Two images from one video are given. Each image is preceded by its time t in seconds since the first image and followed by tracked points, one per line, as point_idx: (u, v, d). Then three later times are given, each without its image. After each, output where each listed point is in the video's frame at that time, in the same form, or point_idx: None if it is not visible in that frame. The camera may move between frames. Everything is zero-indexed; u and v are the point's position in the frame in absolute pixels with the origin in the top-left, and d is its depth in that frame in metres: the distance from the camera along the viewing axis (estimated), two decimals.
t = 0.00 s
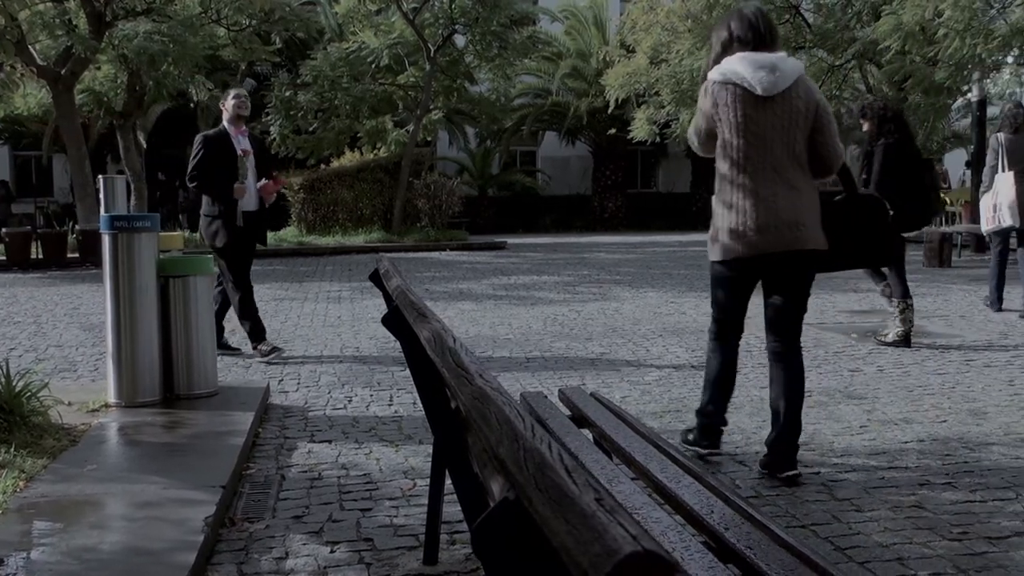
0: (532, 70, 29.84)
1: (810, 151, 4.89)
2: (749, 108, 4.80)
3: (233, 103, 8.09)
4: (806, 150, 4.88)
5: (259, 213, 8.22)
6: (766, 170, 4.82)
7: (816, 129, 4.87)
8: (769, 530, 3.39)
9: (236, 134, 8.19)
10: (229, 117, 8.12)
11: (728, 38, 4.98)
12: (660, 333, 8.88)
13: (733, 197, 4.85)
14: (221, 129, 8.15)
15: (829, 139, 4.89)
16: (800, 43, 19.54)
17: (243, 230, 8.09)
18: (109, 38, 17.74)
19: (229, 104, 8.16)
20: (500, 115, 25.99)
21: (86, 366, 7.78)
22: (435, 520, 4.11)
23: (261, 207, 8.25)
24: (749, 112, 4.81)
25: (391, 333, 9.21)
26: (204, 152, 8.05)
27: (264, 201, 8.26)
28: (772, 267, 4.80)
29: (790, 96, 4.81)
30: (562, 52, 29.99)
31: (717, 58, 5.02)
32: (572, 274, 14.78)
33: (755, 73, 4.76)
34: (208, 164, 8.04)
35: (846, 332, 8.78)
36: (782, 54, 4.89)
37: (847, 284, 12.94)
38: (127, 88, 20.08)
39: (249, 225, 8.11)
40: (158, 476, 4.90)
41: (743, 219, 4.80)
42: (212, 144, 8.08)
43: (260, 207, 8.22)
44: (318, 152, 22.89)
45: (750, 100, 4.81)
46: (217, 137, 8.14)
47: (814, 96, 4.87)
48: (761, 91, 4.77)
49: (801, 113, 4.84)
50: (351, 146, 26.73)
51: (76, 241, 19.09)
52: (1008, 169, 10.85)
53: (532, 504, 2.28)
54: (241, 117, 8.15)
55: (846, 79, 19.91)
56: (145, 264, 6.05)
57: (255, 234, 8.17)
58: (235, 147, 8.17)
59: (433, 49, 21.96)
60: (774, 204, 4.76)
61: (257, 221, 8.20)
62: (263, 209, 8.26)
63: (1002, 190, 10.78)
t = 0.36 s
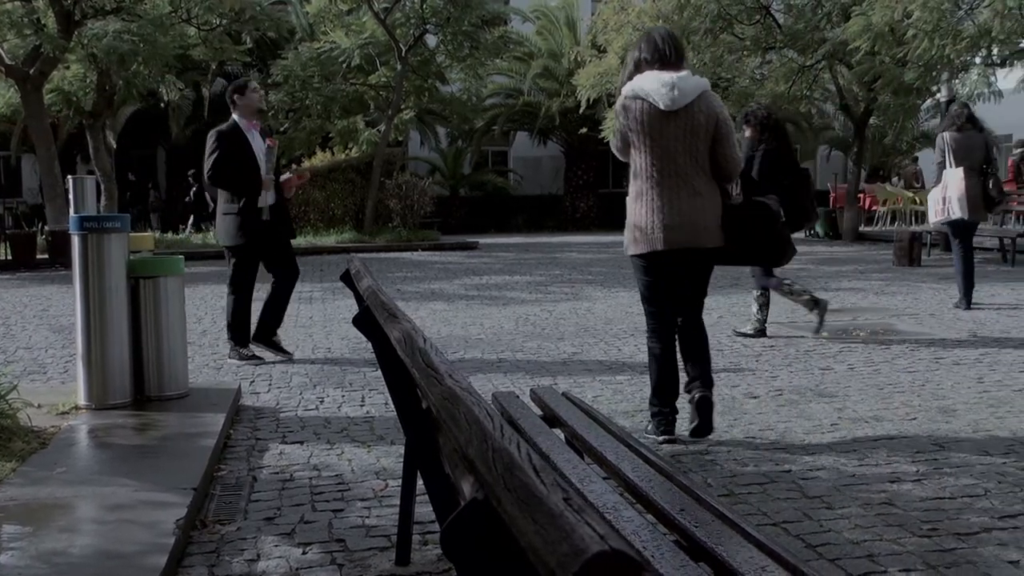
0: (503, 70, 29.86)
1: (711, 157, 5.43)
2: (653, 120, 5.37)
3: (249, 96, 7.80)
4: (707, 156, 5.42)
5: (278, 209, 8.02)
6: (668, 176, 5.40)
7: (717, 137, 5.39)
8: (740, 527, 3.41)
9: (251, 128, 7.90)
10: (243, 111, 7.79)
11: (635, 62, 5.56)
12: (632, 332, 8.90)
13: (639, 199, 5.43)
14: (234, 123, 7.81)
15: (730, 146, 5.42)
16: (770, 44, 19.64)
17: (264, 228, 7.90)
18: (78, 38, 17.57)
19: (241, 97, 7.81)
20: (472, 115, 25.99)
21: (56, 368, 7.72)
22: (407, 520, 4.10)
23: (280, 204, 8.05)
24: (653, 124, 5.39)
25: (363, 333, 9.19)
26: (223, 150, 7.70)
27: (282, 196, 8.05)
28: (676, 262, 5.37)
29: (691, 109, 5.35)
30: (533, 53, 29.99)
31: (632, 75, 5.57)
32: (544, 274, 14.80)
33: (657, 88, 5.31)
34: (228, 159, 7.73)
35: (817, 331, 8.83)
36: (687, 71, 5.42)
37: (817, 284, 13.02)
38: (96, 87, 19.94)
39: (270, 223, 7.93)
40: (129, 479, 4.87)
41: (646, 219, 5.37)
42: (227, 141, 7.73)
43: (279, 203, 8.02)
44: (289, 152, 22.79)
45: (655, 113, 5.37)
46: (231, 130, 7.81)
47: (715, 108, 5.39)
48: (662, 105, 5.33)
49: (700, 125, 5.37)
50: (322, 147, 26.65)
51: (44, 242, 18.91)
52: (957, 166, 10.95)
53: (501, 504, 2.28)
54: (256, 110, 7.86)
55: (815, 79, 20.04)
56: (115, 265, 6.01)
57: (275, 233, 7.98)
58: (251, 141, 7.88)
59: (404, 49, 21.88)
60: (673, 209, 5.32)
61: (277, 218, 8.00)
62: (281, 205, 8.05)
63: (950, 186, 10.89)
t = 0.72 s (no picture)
0: (478, 71, 29.87)
1: (650, 174, 5.91)
2: (596, 140, 5.86)
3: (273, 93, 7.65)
4: (647, 173, 5.90)
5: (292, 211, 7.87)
6: (612, 189, 5.89)
7: (655, 155, 5.86)
8: (715, 526, 3.42)
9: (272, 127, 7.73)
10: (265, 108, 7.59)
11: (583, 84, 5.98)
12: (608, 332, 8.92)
13: (584, 212, 5.91)
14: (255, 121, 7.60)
15: (667, 163, 5.89)
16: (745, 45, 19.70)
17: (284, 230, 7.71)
18: (50, 37, 17.41)
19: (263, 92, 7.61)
20: (447, 116, 25.97)
21: (29, 370, 7.65)
22: (383, 522, 4.10)
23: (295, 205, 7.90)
24: (596, 145, 5.87)
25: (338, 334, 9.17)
26: (244, 147, 7.49)
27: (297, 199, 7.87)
28: (618, 269, 5.87)
29: (630, 131, 5.84)
30: (509, 53, 30.00)
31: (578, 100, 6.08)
32: (520, 274, 14.82)
33: (599, 113, 5.81)
34: (251, 157, 7.52)
35: (793, 330, 8.88)
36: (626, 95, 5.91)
37: (791, 283, 13.09)
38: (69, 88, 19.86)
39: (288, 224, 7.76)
40: (103, 482, 4.83)
41: (592, 231, 5.85)
42: (248, 139, 7.52)
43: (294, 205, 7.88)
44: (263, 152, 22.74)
45: (597, 134, 5.86)
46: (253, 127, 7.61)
47: (653, 129, 5.87)
48: (603, 128, 5.82)
49: (639, 144, 5.85)
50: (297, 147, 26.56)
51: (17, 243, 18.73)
52: (910, 169, 11.61)
53: (473, 505, 2.28)
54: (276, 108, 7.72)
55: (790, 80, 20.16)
56: (89, 267, 5.96)
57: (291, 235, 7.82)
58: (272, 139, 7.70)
59: (379, 49, 21.78)
60: (618, 218, 5.80)
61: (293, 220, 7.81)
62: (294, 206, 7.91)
63: (905, 188, 11.57)
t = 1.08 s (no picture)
0: (458, 71, 29.88)
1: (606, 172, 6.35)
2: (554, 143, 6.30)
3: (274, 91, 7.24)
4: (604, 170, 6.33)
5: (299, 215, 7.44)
6: (570, 186, 6.31)
7: (610, 154, 6.30)
8: (695, 526, 3.42)
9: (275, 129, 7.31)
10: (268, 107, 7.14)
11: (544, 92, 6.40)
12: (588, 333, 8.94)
13: (546, 209, 6.35)
14: (256, 122, 7.15)
15: (623, 161, 6.33)
16: (724, 46, 19.80)
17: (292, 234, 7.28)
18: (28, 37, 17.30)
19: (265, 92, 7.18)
20: (427, 117, 25.98)
21: (7, 373, 7.59)
22: (363, 524, 4.09)
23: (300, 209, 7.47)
24: (556, 147, 6.32)
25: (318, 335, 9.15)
26: (247, 149, 7.04)
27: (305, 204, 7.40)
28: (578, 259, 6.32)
29: (587, 134, 6.27)
30: (489, 53, 30.02)
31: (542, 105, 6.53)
32: (501, 275, 14.83)
33: (559, 118, 6.25)
34: (256, 160, 7.08)
35: (772, 330, 8.92)
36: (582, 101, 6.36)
37: (770, 284, 13.14)
38: (47, 87, 19.77)
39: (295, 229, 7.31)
40: (82, 484, 4.81)
41: (552, 226, 6.32)
42: (251, 141, 7.07)
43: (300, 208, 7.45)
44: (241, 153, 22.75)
45: (557, 138, 6.31)
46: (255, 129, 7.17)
47: (608, 131, 6.30)
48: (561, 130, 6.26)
49: (596, 146, 6.29)
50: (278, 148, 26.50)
51: None
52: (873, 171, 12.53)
53: (452, 506, 2.28)
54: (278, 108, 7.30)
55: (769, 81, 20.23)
56: (67, 268, 5.92)
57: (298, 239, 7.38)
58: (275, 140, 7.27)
59: (359, 49, 21.74)
60: (575, 215, 6.26)
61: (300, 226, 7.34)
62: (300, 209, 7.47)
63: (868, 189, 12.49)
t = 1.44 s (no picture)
0: (444, 72, 29.82)
1: (559, 173, 6.79)
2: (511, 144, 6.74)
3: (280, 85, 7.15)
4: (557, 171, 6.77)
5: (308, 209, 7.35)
6: (525, 185, 6.73)
7: (563, 157, 6.76)
8: (680, 526, 3.42)
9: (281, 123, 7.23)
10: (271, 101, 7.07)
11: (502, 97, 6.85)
12: (573, 333, 8.94)
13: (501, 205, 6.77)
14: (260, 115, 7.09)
15: (575, 164, 6.78)
16: (709, 47, 19.82)
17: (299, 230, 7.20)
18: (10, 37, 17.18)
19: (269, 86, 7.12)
20: (412, 117, 25.94)
21: None
22: (348, 525, 4.08)
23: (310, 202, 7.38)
24: (513, 148, 6.76)
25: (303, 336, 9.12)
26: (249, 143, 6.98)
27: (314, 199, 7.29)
28: (530, 254, 6.73)
29: (542, 137, 6.71)
30: (474, 54, 30.01)
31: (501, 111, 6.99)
32: (487, 275, 14.83)
33: (516, 122, 6.70)
34: (259, 157, 7.01)
35: (757, 330, 8.93)
36: (539, 107, 6.82)
37: (756, 283, 13.18)
38: (30, 87, 19.67)
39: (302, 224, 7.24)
40: (66, 486, 4.78)
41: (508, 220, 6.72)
42: (253, 136, 7.01)
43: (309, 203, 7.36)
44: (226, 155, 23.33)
45: (514, 140, 6.75)
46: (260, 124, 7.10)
47: (562, 135, 6.75)
48: (518, 132, 6.71)
49: (550, 149, 6.74)
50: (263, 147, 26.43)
51: None
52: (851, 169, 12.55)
53: (435, 506, 2.28)
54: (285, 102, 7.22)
55: (754, 82, 20.14)
56: (50, 269, 5.89)
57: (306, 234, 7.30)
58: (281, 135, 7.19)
59: (344, 50, 21.63)
60: (528, 210, 6.66)
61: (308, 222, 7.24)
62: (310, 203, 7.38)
63: (843, 183, 12.48)
